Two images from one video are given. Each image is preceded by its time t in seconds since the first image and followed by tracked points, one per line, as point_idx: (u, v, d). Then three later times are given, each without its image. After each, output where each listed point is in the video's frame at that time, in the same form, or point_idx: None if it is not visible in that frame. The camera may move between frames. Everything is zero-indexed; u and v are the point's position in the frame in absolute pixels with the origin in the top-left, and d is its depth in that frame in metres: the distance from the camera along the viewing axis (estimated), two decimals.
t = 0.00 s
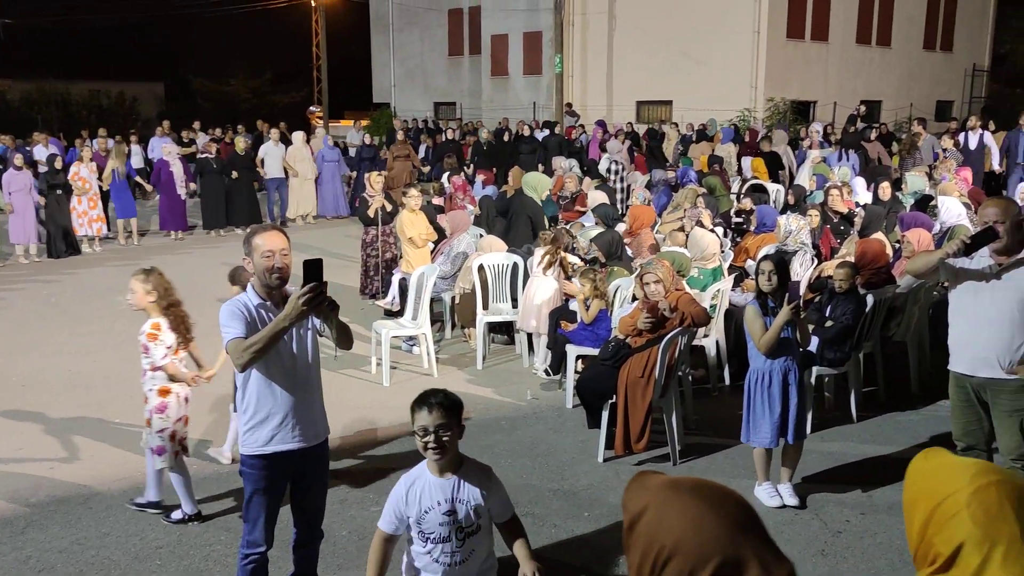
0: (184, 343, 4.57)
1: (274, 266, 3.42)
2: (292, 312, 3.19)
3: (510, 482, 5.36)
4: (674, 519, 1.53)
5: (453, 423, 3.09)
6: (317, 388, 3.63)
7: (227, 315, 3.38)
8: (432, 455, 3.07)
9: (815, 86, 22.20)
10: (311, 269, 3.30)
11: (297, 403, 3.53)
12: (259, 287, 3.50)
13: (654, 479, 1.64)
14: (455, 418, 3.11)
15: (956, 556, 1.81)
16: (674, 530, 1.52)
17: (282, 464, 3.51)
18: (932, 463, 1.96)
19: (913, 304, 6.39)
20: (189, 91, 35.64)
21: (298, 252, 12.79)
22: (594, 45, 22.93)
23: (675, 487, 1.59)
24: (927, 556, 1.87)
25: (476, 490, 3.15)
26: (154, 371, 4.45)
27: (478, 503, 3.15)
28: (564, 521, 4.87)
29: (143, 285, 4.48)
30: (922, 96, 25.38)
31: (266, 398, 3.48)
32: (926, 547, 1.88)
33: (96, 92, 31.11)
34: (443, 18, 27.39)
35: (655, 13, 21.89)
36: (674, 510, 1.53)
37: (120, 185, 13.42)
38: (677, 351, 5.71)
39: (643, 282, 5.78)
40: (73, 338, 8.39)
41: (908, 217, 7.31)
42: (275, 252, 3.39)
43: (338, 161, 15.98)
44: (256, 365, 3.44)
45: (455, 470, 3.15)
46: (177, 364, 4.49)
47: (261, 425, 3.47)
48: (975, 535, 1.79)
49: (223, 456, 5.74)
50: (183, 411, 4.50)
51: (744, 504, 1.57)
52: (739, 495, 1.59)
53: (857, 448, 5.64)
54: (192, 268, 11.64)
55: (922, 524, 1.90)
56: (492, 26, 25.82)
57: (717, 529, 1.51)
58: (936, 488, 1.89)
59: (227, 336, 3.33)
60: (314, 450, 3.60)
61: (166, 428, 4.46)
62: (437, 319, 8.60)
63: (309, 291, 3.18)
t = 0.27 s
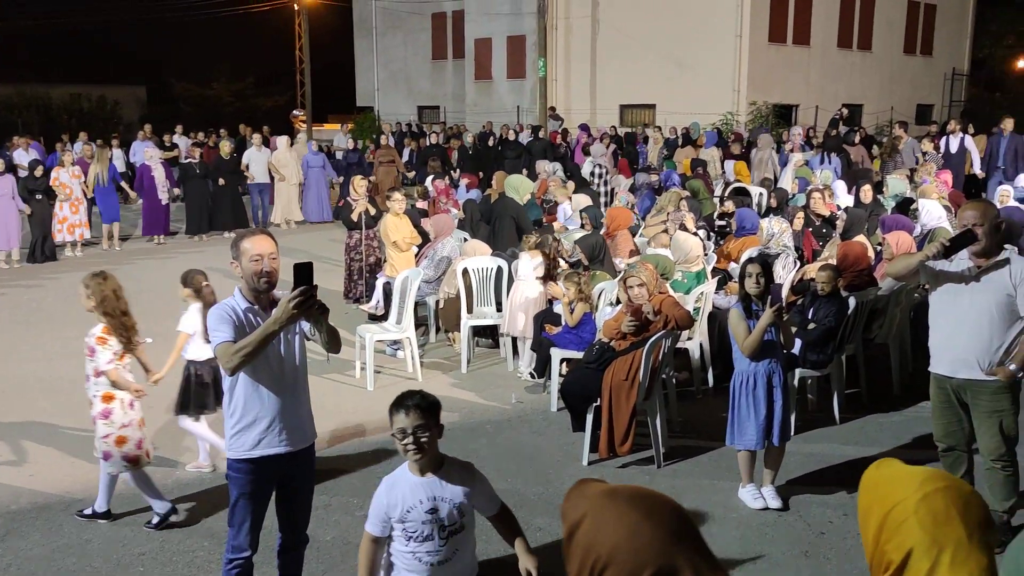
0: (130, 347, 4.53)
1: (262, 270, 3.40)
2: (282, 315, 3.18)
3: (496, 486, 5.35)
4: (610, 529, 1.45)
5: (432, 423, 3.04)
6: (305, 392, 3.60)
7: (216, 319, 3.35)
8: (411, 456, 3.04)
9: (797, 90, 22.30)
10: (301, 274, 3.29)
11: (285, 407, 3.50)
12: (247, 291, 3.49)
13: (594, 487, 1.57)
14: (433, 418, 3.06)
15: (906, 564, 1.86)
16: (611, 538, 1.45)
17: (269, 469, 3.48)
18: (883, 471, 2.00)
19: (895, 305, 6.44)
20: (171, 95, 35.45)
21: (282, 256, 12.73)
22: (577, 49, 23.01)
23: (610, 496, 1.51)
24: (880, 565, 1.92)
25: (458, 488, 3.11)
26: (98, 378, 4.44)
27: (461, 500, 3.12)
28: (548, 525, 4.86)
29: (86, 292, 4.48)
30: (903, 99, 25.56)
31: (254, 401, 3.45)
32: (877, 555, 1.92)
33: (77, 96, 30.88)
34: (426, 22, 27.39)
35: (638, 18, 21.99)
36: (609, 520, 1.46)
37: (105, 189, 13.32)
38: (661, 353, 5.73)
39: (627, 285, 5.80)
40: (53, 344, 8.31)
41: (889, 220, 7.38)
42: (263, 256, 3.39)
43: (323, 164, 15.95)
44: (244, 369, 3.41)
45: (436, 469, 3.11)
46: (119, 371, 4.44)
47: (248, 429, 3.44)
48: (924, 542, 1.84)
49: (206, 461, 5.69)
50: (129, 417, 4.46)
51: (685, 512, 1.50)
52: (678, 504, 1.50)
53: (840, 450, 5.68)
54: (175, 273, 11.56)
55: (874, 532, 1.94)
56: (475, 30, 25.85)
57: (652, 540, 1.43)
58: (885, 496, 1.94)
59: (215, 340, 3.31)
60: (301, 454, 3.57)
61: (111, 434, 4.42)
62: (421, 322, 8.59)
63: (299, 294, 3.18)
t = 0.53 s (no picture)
0: (78, 350, 4.70)
1: (246, 274, 3.38)
2: (266, 318, 3.16)
3: (481, 490, 5.35)
4: (581, 536, 1.93)
5: (372, 435, 2.88)
6: (288, 397, 3.57)
7: (198, 324, 3.32)
8: (350, 469, 2.87)
9: (779, 94, 22.40)
10: (285, 277, 3.27)
11: (268, 411, 3.47)
12: (230, 295, 3.46)
13: (564, 494, 2.06)
14: (375, 430, 2.90)
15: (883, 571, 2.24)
16: (582, 544, 1.92)
17: (251, 474, 3.45)
18: (860, 487, 2.40)
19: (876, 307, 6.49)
20: (151, 99, 35.28)
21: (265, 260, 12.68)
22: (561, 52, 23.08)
23: (582, 506, 1.98)
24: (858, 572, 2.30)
25: (401, 499, 2.89)
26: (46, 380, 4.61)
27: (405, 513, 2.90)
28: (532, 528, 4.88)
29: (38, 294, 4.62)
30: (883, 103, 25.72)
31: (236, 406, 3.42)
32: (857, 562, 2.31)
33: (57, 99, 30.59)
34: (409, 25, 27.38)
35: (620, 20, 22.07)
36: (581, 528, 1.94)
37: (86, 196, 13.27)
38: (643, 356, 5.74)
39: (609, 287, 5.81)
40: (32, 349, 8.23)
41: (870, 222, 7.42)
42: (246, 260, 3.36)
43: (304, 167, 15.90)
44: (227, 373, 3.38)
45: (377, 482, 2.91)
46: (63, 373, 4.59)
47: (231, 434, 3.40)
48: (899, 550, 2.23)
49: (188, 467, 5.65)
50: (78, 420, 4.65)
51: (641, 515, 1.98)
52: (636, 507, 1.99)
53: (823, 451, 5.71)
54: (157, 278, 11.49)
55: (852, 542, 2.33)
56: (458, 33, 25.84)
57: (616, 543, 1.90)
58: (864, 510, 2.33)
59: (197, 344, 3.29)
60: (285, 460, 3.53)
61: (59, 435, 4.61)
62: (404, 326, 8.57)
63: (283, 299, 3.16)
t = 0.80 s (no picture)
0: (26, 357, 4.56)
1: (227, 277, 3.34)
2: (246, 321, 3.12)
3: (464, 494, 5.34)
4: (602, 525, 1.95)
5: (267, 453, 2.74)
6: (270, 400, 3.52)
7: (178, 328, 3.28)
8: (246, 489, 2.74)
9: (760, 97, 22.47)
10: (266, 279, 3.24)
11: (249, 415, 3.43)
12: (211, 299, 3.42)
13: (575, 485, 2.08)
14: (271, 446, 2.77)
15: (886, 553, 2.29)
16: (604, 534, 1.94)
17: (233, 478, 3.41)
18: (862, 469, 2.45)
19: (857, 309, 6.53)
20: (132, 102, 35.10)
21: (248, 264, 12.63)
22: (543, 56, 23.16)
23: (598, 496, 2.01)
24: (859, 554, 2.36)
25: (297, 518, 2.74)
26: None
27: (303, 533, 2.75)
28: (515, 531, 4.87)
29: None
30: (863, 106, 25.91)
31: (217, 409, 3.37)
32: (859, 544, 2.37)
33: (36, 103, 30.37)
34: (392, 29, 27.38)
35: (602, 25, 22.17)
36: (602, 518, 1.96)
37: (62, 198, 13.26)
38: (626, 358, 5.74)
39: (592, 290, 5.81)
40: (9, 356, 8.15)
41: (851, 223, 7.46)
42: (227, 263, 3.33)
43: (284, 171, 15.85)
44: (208, 377, 3.34)
45: (273, 502, 2.76)
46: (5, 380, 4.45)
47: (211, 438, 3.35)
48: (903, 533, 2.27)
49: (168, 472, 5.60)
50: (24, 428, 4.51)
51: (656, 503, 2.02)
52: (650, 494, 2.03)
53: (806, 452, 5.73)
54: (137, 283, 11.42)
55: (855, 524, 2.39)
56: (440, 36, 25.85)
57: (637, 533, 1.93)
58: (867, 493, 2.38)
59: (178, 348, 3.25)
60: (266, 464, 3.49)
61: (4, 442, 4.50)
62: (387, 330, 8.55)
63: (263, 300, 3.13)
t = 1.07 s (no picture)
0: None
1: (209, 280, 3.28)
2: (229, 325, 3.06)
3: (449, 497, 5.33)
4: (637, 513, 1.90)
5: (195, 470, 2.69)
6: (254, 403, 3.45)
7: (161, 332, 3.22)
8: (174, 510, 2.68)
9: (742, 99, 22.56)
10: (249, 284, 3.20)
11: (233, 418, 3.35)
12: (194, 302, 3.36)
13: (594, 475, 2.03)
14: (202, 463, 2.72)
15: (888, 540, 2.30)
16: (643, 521, 1.89)
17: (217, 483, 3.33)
18: (854, 461, 2.44)
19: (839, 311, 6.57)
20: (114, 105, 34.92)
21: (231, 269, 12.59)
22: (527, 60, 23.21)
23: (621, 484, 1.96)
24: (859, 540, 2.37)
25: (221, 539, 2.69)
26: None
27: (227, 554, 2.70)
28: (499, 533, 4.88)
29: None
30: (845, 109, 26.07)
31: (201, 413, 3.28)
32: (858, 532, 2.37)
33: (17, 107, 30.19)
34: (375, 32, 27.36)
35: (584, 28, 22.24)
36: (631, 507, 1.91)
37: (37, 204, 13.15)
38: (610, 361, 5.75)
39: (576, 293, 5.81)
40: None
41: (833, 227, 7.52)
42: (210, 266, 3.27)
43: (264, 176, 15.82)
44: (192, 382, 3.27)
45: (199, 521, 2.72)
46: None
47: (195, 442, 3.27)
48: (901, 519, 2.29)
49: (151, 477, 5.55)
50: None
51: (676, 487, 1.99)
52: (667, 479, 2.01)
53: (790, 453, 5.75)
54: (119, 288, 11.36)
55: (851, 513, 2.39)
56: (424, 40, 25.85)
57: (672, 519, 1.91)
58: (864, 483, 2.37)
59: (161, 352, 3.18)
60: (251, 468, 3.41)
61: None
62: (371, 334, 8.54)
63: (247, 304, 3.07)
